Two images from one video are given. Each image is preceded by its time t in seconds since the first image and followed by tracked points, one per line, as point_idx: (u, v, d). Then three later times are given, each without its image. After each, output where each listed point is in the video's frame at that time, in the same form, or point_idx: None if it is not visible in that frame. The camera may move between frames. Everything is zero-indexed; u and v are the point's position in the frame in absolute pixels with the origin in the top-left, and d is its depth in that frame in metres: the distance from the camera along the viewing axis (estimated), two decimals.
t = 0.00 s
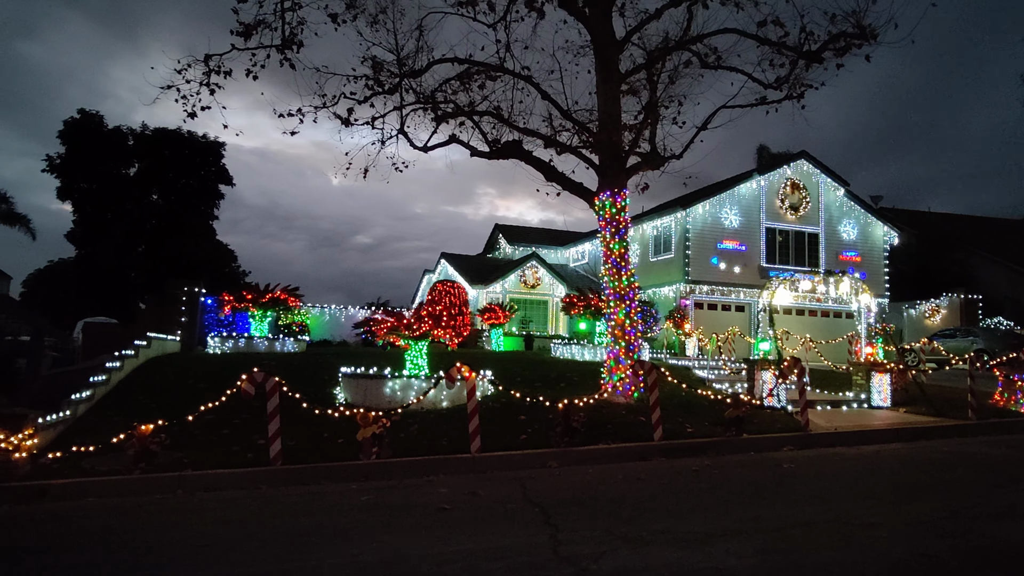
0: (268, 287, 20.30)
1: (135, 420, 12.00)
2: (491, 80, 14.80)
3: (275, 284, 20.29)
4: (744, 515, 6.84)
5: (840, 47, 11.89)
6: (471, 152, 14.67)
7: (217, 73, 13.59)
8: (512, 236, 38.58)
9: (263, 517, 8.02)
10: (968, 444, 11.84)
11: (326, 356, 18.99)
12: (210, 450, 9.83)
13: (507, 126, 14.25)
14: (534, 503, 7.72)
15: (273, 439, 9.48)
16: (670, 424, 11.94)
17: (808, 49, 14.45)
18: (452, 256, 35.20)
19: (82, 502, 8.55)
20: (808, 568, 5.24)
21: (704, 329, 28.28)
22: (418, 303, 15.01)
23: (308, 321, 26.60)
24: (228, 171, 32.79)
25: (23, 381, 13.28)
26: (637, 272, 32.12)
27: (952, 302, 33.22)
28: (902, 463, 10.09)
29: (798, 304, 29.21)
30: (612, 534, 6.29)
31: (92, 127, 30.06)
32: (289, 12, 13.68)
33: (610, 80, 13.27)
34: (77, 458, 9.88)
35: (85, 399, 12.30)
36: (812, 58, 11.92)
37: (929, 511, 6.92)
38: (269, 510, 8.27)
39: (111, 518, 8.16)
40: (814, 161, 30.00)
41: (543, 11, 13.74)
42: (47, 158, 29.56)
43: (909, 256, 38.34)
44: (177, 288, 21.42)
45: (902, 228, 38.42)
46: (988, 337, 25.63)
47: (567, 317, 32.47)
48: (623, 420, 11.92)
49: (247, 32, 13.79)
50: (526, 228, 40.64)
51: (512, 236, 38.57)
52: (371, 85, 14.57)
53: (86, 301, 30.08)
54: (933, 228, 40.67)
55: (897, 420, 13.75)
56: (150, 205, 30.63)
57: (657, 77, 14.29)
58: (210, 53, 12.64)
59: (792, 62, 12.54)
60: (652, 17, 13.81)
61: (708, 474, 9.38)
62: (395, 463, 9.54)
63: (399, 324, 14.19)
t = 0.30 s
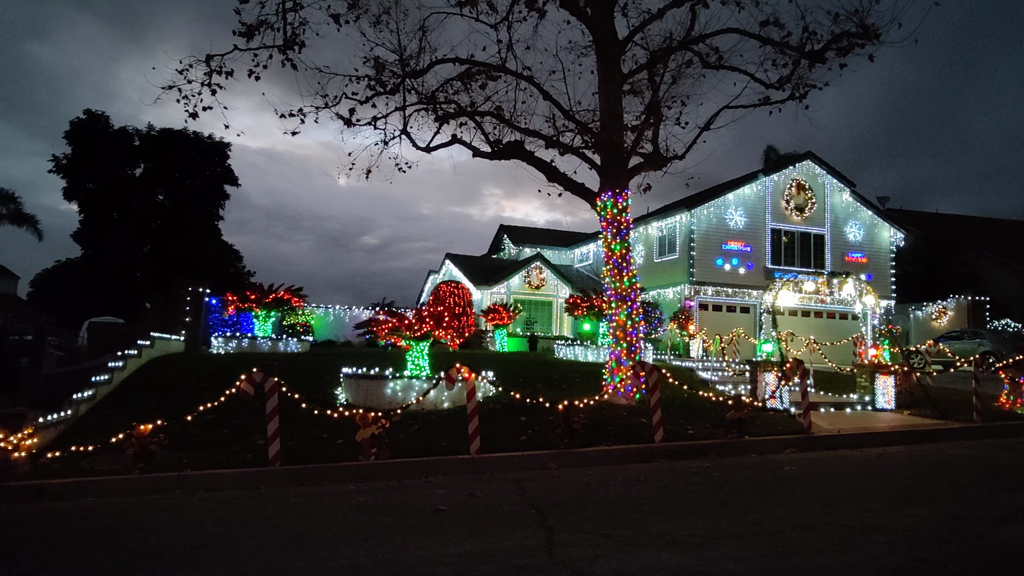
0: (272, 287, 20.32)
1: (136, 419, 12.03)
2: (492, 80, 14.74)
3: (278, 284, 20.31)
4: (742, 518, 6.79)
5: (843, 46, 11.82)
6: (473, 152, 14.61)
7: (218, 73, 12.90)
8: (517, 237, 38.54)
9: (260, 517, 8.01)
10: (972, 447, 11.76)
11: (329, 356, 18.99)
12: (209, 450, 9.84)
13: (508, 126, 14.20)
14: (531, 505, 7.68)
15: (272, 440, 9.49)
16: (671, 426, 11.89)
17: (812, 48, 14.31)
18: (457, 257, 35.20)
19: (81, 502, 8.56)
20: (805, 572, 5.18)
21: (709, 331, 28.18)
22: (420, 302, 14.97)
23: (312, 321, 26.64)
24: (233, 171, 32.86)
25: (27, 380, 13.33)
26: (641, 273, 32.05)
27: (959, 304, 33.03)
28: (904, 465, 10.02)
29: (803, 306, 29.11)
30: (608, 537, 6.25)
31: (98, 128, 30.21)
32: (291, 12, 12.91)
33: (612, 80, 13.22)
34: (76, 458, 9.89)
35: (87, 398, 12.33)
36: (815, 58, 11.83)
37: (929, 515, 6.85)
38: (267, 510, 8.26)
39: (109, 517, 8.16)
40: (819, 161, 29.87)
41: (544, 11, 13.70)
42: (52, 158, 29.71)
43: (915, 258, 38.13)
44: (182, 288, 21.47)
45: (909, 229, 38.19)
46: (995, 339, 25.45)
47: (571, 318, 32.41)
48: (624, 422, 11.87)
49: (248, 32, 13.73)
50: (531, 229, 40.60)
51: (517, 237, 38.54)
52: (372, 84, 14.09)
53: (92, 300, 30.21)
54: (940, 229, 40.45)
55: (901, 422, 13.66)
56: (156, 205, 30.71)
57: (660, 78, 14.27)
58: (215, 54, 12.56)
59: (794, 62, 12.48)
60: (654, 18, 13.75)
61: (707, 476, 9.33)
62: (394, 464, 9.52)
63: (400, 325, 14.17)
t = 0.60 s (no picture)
0: (274, 288, 20.35)
1: (136, 420, 12.03)
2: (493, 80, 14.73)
3: (281, 285, 20.33)
4: (740, 521, 6.75)
5: (844, 46, 11.76)
6: (474, 152, 14.58)
7: (219, 74, 12.74)
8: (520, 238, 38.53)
9: (257, 519, 7.99)
10: (975, 449, 11.69)
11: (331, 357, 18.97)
12: (208, 451, 9.83)
13: (509, 127, 14.17)
14: (529, 507, 7.64)
15: (271, 441, 9.47)
16: (672, 428, 11.85)
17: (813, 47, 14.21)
18: (460, 258, 35.19)
19: (79, 502, 8.55)
20: None
21: (712, 332, 28.05)
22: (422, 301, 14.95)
23: (315, 322, 26.67)
24: (236, 172, 32.90)
25: (29, 381, 13.35)
26: (644, 274, 31.99)
27: (964, 305, 32.87)
28: (906, 467, 9.96)
29: (807, 307, 29.02)
30: (605, 540, 6.21)
31: (102, 129, 30.28)
32: (291, 12, 12.65)
33: (612, 81, 13.18)
34: (75, 458, 9.88)
35: (88, 399, 12.34)
36: (817, 58, 11.78)
37: (929, 518, 6.79)
38: (264, 512, 8.24)
39: (107, 518, 8.15)
40: (823, 162, 29.76)
41: (545, 11, 13.68)
42: (56, 160, 29.81)
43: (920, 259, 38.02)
44: (185, 289, 21.55)
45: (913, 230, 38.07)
46: (1000, 341, 25.31)
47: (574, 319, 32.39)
48: (624, 423, 11.83)
49: (250, 33, 13.77)
50: (535, 230, 40.58)
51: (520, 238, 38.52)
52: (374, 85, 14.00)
53: (96, 301, 30.26)
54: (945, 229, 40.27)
55: (904, 424, 13.58)
56: (159, 206, 30.77)
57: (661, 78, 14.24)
58: (216, 55, 12.52)
59: (795, 62, 12.42)
60: (656, 17, 13.72)
61: (707, 478, 9.28)
62: (392, 465, 9.50)
63: (401, 326, 14.17)
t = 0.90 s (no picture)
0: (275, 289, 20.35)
1: (136, 421, 12.03)
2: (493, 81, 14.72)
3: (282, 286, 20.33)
4: (738, 523, 6.71)
5: (845, 46, 11.73)
6: (474, 153, 14.57)
7: (219, 75, 12.62)
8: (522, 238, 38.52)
9: (255, 520, 7.98)
10: (976, 450, 11.65)
11: (332, 358, 18.98)
12: (206, 452, 9.83)
13: (508, 128, 14.16)
14: (526, 508, 7.62)
15: (269, 441, 9.45)
16: (671, 429, 11.81)
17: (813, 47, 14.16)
18: (461, 259, 35.19)
19: (77, 503, 8.55)
20: None
21: (713, 333, 27.99)
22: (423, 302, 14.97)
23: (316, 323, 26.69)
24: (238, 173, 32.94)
25: (28, 382, 13.34)
26: (646, 274, 31.95)
27: (967, 306, 32.78)
28: (906, 469, 9.93)
29: (809, 308, 28.96)
30: (601, 541, 6.19)
31: (105, 131, 30.35)
32: (291, 13, 12.69)
33: (612, 81, 13.16)
34: (74, 459, 9.89)
35: (87, 400, 12.35)
36: (817, 58, 11.74)
37: (928, 520, 6.75)
38: (261, 513, 8.22)
39: (105, 519, 8.15)
40: (826, 162, 29.68)
41: (544, 12, 13.68)
42: (59, 161, 29.89)
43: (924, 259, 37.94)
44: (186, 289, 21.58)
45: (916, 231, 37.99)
46: (1003, 341, 25.20)
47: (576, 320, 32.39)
48: (624, 424, 11.79)
49: (250, 34, 13.79)
50: (537, 231, 40.58)
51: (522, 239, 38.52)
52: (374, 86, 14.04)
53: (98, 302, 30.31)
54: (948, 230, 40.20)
55: (905, 425, 13.53)
56: (161, 207, 30.80)
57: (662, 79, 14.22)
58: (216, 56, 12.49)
59: (796, 62, 12.39)
60: (656, 17, 13.70)
61: (706, 479, 9.25)
62: (391, 467, 9.48)
63: (400, 327, 14.15)
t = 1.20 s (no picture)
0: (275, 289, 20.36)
1: (135, 422, 12.03)
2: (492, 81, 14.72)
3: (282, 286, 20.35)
4: (735, 524, 6.70)
5: (844, 46, 11.70)
6: (473, 153, 14.60)
7: (217, 76, 12.82)
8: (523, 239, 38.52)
9: (251, 521, 7.96)
10: (976, 451, 11.62)
11: (331, 359, 18.98)
12: (204, 452, 9.83)
13: (507, 128, 14.15)
14: (523, 509, 7.61)
15: (267, 442, 9.44)
16: (670, 430, 11.78)
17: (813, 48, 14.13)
18: (462, 259, 35.19)
19: (75, 503, 8.54)
20: None
21: (714, 334, 27.95)
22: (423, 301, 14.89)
23: (316, 324, 26.69)
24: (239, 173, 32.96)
25: (28, 383, 13.34)
26: (647, 275, 31.94)
27: (969, 307, 32.74)
28: (905, 469, 9.91)
29: (810, 308, 28.90)
30: (598, 542, 6.17)
31: (105, 131, 30.37)
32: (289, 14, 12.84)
33: (611, 81, 13.15)
34: (71, 459, 9.89)
35: (86, 400, 12.35)
36: (816, 58, 11.71)
37: (926, 521, 6.72)
38: (259, 513, 8.22)
39: (102, 519, 8.14)
40: (827, 163, 29.65)
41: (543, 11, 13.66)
42: (60, 161, 29.92)
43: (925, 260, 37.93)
44: (186, 290, 21.60)
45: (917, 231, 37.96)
46: (1004, 342, 25.15)
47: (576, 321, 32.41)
48: (622, 425, 11.78)
49: (249, 34, 13.81)
50: (537, 232, 40.58)
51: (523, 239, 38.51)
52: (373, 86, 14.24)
53: (98, 302, 30.32)
54: (949, 230, 40.15)
55: (905, 426, 13.50)
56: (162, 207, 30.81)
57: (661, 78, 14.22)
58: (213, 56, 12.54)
59: (795, 62, 12.36)
60: (656, 17, 13.69)
61: (705, 480, 9.23)
62: (388, 467, 9.47)
63: (399, 327, 14.13)
